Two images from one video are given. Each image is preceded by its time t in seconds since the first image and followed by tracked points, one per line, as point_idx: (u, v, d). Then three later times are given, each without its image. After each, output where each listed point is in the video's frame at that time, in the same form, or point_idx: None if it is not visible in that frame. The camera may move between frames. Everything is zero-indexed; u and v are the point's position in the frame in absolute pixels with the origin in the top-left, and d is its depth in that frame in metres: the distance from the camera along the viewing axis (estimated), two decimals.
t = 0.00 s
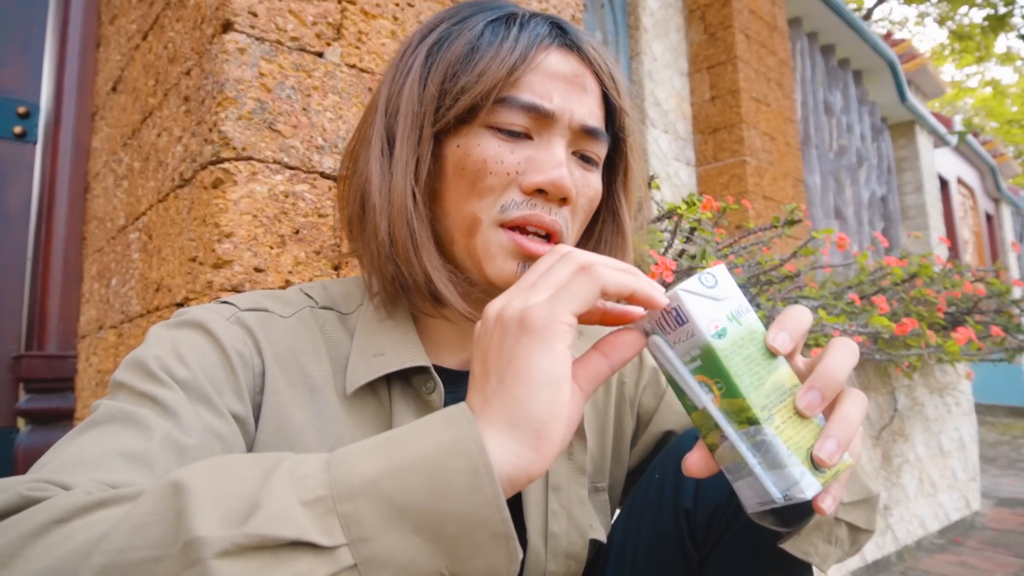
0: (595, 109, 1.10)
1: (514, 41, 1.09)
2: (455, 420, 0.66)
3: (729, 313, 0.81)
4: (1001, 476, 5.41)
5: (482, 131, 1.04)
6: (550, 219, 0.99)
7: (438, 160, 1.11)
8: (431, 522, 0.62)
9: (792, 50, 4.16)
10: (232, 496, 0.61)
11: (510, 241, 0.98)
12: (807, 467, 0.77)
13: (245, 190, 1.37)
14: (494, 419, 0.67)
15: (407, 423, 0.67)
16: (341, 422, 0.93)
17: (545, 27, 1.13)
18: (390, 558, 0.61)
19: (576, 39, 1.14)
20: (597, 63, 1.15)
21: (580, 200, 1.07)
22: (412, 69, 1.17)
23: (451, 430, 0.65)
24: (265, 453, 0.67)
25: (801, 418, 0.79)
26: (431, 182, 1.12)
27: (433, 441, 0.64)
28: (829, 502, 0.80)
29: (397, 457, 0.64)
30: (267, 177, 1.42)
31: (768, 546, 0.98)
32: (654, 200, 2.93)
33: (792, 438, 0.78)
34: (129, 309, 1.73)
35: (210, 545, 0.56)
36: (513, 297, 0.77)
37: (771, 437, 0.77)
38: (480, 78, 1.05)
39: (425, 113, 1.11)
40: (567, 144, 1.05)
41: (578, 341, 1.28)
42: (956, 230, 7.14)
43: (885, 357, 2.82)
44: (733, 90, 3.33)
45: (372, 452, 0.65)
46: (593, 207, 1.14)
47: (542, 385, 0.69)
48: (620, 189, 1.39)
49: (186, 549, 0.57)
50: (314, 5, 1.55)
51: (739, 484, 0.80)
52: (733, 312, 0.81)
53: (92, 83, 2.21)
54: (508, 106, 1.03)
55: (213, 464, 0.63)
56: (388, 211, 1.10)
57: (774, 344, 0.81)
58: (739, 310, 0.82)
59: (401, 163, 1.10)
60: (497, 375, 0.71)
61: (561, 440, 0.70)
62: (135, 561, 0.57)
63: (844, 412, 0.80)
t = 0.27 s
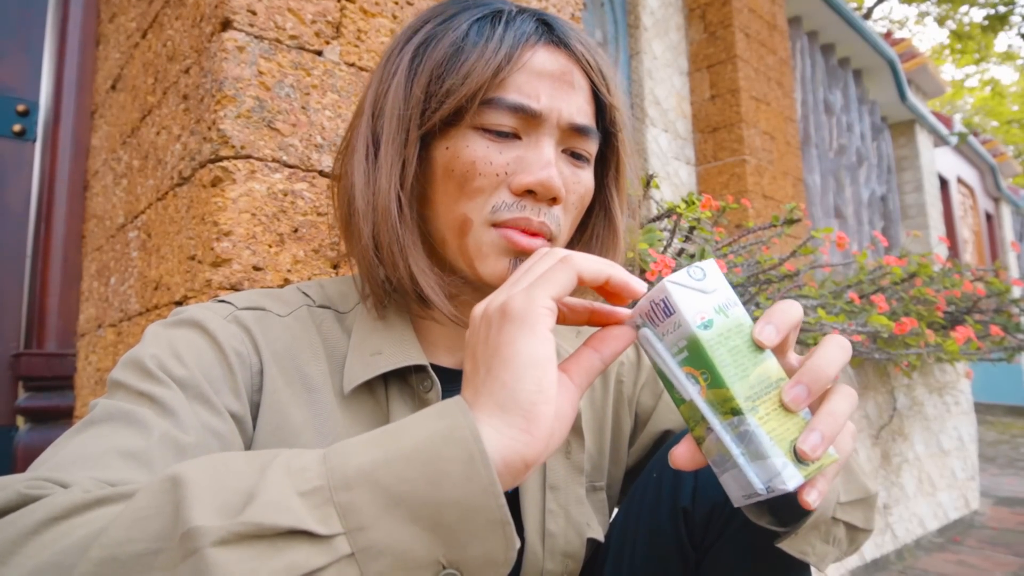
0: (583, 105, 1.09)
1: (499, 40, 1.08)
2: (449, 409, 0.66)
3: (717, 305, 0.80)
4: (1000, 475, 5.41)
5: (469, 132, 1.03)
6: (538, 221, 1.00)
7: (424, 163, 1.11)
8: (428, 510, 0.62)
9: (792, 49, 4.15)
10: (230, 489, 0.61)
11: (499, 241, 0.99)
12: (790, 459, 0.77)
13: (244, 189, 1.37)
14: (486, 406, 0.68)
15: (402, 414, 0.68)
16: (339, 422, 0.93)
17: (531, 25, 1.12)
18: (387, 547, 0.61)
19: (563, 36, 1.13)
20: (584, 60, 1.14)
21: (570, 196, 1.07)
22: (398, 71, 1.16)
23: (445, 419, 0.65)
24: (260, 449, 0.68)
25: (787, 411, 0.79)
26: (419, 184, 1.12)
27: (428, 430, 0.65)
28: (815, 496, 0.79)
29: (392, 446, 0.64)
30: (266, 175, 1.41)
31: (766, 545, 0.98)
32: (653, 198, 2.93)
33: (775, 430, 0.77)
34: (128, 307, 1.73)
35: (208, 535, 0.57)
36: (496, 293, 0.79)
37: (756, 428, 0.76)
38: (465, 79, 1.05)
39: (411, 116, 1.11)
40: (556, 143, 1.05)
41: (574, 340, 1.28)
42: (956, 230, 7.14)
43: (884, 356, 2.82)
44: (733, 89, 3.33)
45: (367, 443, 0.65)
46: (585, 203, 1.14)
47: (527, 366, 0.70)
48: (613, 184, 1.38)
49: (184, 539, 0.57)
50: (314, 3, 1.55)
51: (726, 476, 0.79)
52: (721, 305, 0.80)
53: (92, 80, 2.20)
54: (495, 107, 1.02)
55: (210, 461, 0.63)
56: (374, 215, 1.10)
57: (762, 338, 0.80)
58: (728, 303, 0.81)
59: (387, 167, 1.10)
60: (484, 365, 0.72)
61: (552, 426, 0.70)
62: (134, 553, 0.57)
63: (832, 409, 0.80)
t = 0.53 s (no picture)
0: (585, 104, 1.10)
1: (501, 40, 1.08)
2: (453, 406, 0.67)
3: (713, 312, 0.79)
4: (999, 474, 5.42)
5: (472, 130, 1.04)
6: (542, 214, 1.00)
7: (428, 160, 1.11)
8: (433, 507, 0.62)
9: (791, 48, 4.15)
10: (235, 486, 0.61)
11: (503, 235, 0.99)
12: (751, 476, 0.77)
13: (244, 190, 1.37)
14: (488, 404, 0.68)
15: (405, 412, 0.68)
16: (339, 423, 0.93)
17: (532, 25, 1.12)
18: (392, 544, 0.61)
19: (564, 36, 1.13)
20: (585, 60, 1.14)
21: (574, 193, 1.08)
22: (400, 69, 1.16)
23: (449, 416, 0.66)
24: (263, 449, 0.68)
25: (761, 428, 0.78)
26: (422, 182, 1.12)
27: (432, 427, 0.65)
28: (775, 512, 0.81)
29: (396, 444, 0.64)
30: (266, 176, 1.42)
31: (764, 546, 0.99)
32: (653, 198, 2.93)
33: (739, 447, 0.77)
34: (128, 308, 1.73)
35: (214, 532, 0.57)
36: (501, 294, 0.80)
37: (722, 442, 0.76)
38: (467, 78, 1.05)
39: (414, 113, 1.11)
40: (559, 140, 1.05)
41: (574, 341, 1.28)
42: (955, 229, 7.14)
43: (883, 356, 2.83)
44: (733, 89, 3.33)
45: (372, 440, 0.65)
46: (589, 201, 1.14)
47: (529, 364, 0.70)
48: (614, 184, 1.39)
49: (191, 535, 0.57)
50: (313, 4, 1.55)
51: (695, 481, 0.80)
52: (717, 312, 0.79)
53: (91, 81, 2.20)
54: (498, 105, 1.03)
55: (213, 460, 0.64)
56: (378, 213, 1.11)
57: (751, 352, 0.78)
58: (726, 311, 0.80)
59: (390, 165, 1.10)
60: (487, 362, 0.72)
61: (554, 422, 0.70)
62: (140, 551, 0.58)
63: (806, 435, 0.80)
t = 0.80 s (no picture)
0: (587, 105, 1.10)
1: (503, 40, 1.09)
2: (456, 409, 0.66)
3: (713, 340, 0.77)
4: (998, 475, 5.42)
5: (474, 130, 1.04)
6: (542, 214, 1.00)
7: (429, 159, 1.11)
8: (435, 509, 0.62)
9: (792, 49, 4.16)
10: (237, 484, 0.61)
11: (503, 235, 0.99)
12: (694, 504, 0.76)
13: (244, 189, 1.37)
14: (490, 406, 0.68)
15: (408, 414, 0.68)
16: (338, 422, 0.93)
17: (535, 26, 1.12)
18: (393, 546, 0.61)
19: (566, 37, 1.14)
20: (588, 62, 1.15)
21: (575, 194, 1.08)
22: (403, 68, 1.16)
23: (453, 418, 0.66)
24: (265, 447, 0.68)
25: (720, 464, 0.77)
26: (424, 181, 1.12)
27: (435, 429, 0.65)
28: (709, 538, 0.80)
29: (399, 445, 0.64)
30: (266, 175, 1.42)
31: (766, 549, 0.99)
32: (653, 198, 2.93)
33: (694, 474, 0.76)
34: (128, 307, 1.73)
35: (216, 531, 0.57)
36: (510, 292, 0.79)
37: (678, 464, 0.77)
38: (469, 78, 1.05)
39: (417, 112, 1.11)
40: (560, 141, 1.05)
41: (573, 342, 1.28)
42: (955, 230, 7.14)
43: (883, 357, 2.83)
44: (733, 90, 3.33)
45: (375, 441, 0.65)
46: (589, 202, 1.14)
47: (531, 367, 0.69)
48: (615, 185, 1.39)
49: (193, 535, 0.57)
50: (314, 4, 1.55)
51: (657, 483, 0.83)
52: (718, 341, 0.77)
53: (92, 81, 2.20)
54: (500, 105, 1.03)
55: (215, 458, 0.64)
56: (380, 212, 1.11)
57: (738, 391, 0.75)
58: (729, 342, 0.77)
59: (393, 164, 1.10)
60: (490, 363, 0.72)
61: (557, 424, 0.70)
62: (142, 550, 0.58)
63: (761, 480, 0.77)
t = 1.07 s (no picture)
0: (588, 106, 1.10)
1: (506, 41, 1.09)
2: (458, 415, 0.66)
3: (715, 371, 0.74)
4: (997, 475, 5.42)
5: (475, 130, 1.04)
6: (542, 217, 0.99)
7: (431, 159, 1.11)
8: (435, 515, 0.63)
9: (791, 49, 4.16)
10: (237, 488, 0.61)
11: (504, 236, 0.98)
12: (664, 509, 0.81)
13: (243, 189, 1.37)
14: (491, 412, 0.68)
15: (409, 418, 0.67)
16: (338, 423, 0.93)
17: (538, 27, 1.12)
18: (393, 552, 0.61)
19: (568, 38, 1.13)
20: (590, 63, 1.15)
21: (573, 196, 1.08)
22: (406, 66, 1.16)
23: (454, 424, 0.66)
24: (265, 448, 0.68)
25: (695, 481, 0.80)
26: (424, 180, 1.12)
27: (436, 435, 0.65)
28: (675, 538, 0.85)
29: (400, 451, 0.64)
30: (265, 175, 1.42)
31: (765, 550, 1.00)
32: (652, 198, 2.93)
33: (668, 485, 0.80)
34: (127, 307, 1.73)
35: (216, 536, 0.57)
36: (521, 290, 0.77)
37: (655, 472, 0.81)
38: (471, 78, 1.05)
39: (419, 111, 1.11)
40: (560, 142, 1.05)
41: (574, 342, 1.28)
42: (955, 230, 7.15)
43: (882, 357, 2.83)
44: (732, 90, 3.33)
45: (375, 446, 0.65)
46: (588, 204, 1.14)
47: (533, 376, 0.69)
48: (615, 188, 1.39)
49: (193, 539, 0.57)
50: (313, 4, 1.55)
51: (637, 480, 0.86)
52: (720, 374, 0.74)
53: (91, 80, 2.20)
54: (501, 105, 1.03)
55: (214, 458, 0.63)
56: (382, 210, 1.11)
57: (729, 425, 0.74)
58: (733, 377, 0.74)
59: (395, 162, 1.10)
60: (493, 366, 0.72)
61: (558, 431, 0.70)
62: (142, 554, 0.58)
63: (729, 504, 0.80)
